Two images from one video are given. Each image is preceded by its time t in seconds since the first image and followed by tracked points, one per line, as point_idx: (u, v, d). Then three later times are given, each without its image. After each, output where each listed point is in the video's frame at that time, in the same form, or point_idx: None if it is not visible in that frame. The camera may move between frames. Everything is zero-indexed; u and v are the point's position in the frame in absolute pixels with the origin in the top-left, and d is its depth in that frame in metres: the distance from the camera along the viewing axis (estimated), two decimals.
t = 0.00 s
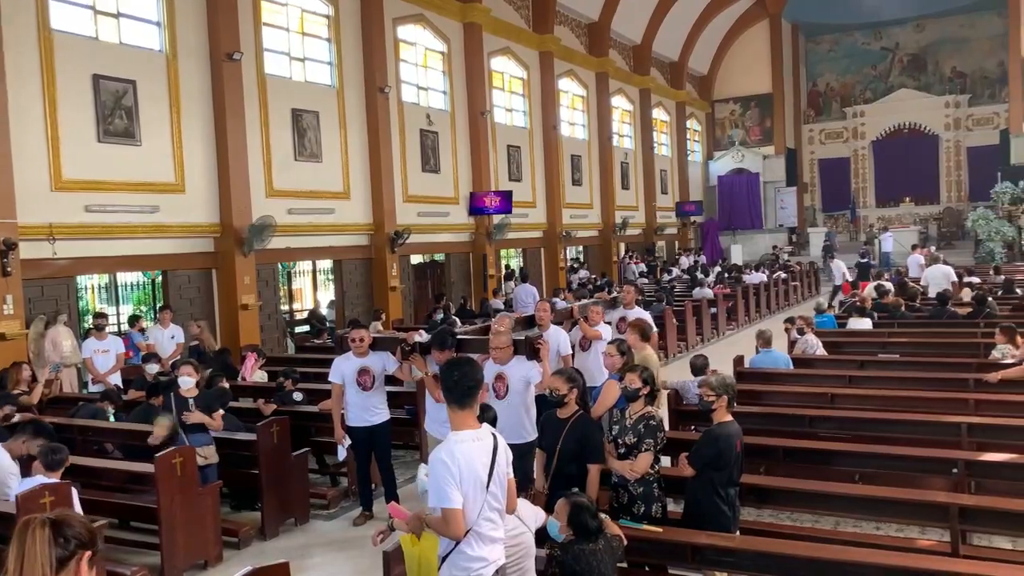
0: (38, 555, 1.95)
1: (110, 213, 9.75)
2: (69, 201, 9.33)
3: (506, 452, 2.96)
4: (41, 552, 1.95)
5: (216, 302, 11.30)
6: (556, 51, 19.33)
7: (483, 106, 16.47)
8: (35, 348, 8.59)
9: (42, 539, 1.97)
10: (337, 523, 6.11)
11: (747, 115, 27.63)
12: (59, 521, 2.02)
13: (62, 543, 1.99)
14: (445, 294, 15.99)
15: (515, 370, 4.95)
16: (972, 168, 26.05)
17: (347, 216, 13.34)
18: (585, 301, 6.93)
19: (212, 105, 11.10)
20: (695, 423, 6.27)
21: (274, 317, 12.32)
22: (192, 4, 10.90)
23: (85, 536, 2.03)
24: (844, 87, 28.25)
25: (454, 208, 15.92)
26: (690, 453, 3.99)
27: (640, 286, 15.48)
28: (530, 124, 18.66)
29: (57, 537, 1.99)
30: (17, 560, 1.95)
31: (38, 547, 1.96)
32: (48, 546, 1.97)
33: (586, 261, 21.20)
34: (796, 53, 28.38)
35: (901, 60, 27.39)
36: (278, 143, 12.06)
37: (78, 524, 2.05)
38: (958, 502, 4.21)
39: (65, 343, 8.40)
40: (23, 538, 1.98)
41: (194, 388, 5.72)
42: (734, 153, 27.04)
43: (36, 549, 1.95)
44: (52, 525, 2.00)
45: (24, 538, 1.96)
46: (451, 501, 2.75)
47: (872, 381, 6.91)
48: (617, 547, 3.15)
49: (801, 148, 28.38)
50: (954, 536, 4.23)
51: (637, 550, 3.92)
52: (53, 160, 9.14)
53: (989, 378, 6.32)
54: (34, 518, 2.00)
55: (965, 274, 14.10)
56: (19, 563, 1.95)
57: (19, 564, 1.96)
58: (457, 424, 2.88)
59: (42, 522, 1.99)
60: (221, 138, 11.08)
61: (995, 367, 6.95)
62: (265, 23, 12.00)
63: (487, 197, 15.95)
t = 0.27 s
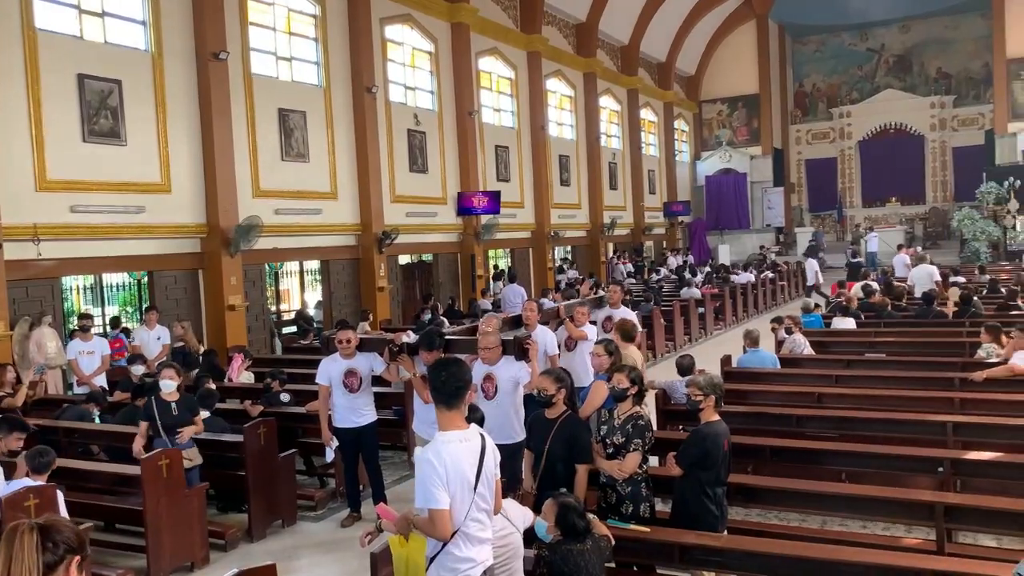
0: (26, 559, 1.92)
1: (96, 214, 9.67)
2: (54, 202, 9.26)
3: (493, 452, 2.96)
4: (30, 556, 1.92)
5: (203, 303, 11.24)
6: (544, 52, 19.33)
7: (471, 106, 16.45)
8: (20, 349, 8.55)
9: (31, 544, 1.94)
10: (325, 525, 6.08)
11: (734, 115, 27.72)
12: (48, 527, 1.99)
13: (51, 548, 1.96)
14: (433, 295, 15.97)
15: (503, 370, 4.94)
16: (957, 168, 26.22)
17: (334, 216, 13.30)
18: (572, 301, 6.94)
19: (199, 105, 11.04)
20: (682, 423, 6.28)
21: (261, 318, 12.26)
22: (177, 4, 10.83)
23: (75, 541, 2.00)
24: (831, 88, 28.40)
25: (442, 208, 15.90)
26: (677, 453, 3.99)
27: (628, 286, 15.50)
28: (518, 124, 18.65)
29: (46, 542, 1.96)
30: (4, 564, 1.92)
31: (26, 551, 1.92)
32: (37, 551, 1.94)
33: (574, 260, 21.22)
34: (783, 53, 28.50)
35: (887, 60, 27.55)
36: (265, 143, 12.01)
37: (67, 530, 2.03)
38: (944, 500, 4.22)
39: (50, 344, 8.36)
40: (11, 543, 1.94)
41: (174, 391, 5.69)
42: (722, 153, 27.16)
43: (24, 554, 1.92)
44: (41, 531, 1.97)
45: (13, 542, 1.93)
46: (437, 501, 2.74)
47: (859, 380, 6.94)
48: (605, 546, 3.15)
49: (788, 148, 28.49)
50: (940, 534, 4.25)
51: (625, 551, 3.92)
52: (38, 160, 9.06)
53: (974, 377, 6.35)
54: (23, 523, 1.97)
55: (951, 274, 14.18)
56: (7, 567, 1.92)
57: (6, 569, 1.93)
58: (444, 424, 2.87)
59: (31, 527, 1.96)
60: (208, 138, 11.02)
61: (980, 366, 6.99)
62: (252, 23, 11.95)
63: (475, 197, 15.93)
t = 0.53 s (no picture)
0: (28, 562, 1.92)
1: (88, 214, 9.64)
2: (46, 202, 9.22)
3: (489, 452, 2.96)
4: (31, 558, 1.92)
5: (196, 304, 11.21)
6: (537, 52, 19.34)
7: (464, 106, 16.44)
8: (13, 351, 8.51)
9: (33, 547, 1.93)
10: (319, 526, 6.07)
11: (727, 116, 27.79)
12: (49, 529, 1.99)
13: (52, 550, 1.96)
14: (427, 295, 15.96)
15: (498, 370, 4.95)
16: (949, 168, 26.34)
17: (328, 216, 13.28)
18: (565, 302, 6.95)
19: (192, 105, 11.02)
20: (676, 423, 6.30)
21: (255, 319, 12.24)
22: (170, 4, 10.80)
23: (75, 543, 2.00)
24: (823, 88, 28.50)
25: (436, 209, 15.89)
26: (672, 452, 4.00)
27: (621, 286, 15.52)
28: (512, 124, 18.66)
29: (47, 544, 1.96)
30: (5, 566, 1.91)
31: (29, 554, 1.92)
32: (39, 553, 1.94)
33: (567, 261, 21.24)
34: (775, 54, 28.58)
35: (879, 61, 27.65)
36: (258, 143, 11.98)
37: (67, 532, 2.02)
38: (936, 499, 4.24)
39: (42, 345, 8.28)
40: (12, 544, 1.93)
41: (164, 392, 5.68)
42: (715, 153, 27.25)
43: (26, 557, 1.91)
44: (42, 533, 1.97)
45: (14, 543, 1.92)
46: (432, 501, 2.74)
47: (852, 380, 6.97)
48: (598, 547, 3.16)
49: (781, 148, 28.58)
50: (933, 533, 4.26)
51: (620, 550, 3.93)
52: (30, 161, 9.03)
53: (966, 376, 6.38)
54: (24, 524, 1.97)
55: (943, 274, 14.24)
56: (8, 569, 1.91)
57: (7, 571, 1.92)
58: (439, 424, 2.87)
59: (33, 529, 1.95)
60: (201, 138, 10.99)
61: (973, 365, 7.02)
62: (245, 23, 11.92)
63: (469, 198, 15.93)
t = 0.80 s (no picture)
0: (25, 562, 1.91)
1: (87, 214, 9.63)
2: (44, 202, 9.21)
3: (490, 452, 2.96)
4: (29, 558, 1.92)
5: (195, 304, 11.21)
6: (537, 52, 19.36)
7: (464, 106, 16.45)
8: (12, 351, 8.50)
9: (30, 547, 1.93)
10: (319, 526, 6.07)
11: (726, 116, 27.81)
12: (46, 529, 1.98)
13: (49, 550, 1.96)
14: (426, 296, 15.97)
15: (497, 370, 4.95)
16: (948, 168, 26.38)
17: (327, 216, 13.28)
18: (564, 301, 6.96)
19: (191, 105, 11.01)
20: (676, 423, 6.30)
21: (254, 318, 12.24)
22: (170, 4, 10.80)
23: (72, 543, 2.00)
24: (822, 88, 28.52)
25: (436, 209, 15.90)
26: (672, 452, 4.00)
27: (621, 286, 15.53)
28: (511, 124, 18.67)
29: (44, 544, 1.95)
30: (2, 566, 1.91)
31: (26, 555, 1.92)
32: (35, 553, 1.93)
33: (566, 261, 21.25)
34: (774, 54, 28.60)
35: (878, 61, 27.68)
36: (257, 144, 11.98)
37: (64, 532, 2.02)
38: (936, 499, 4.24)
39: (42, 346, 8.29)
40: (8, 544, 1.93)
41: (162, 392, 5.67)
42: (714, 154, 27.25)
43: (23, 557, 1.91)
44: (39, 533, 1.96)
45: (11, 544, 1.92)
46: (433, 501, 2.74)
47: (851, 380, 6.97)
48: (598, 547, 3.16)
49: (780, 149, 28.64)
50: (932, 533, 4.26)
51: (620, 550, 3.93)
52: (29, 161, 9.03)
53: (965, 376, 6.38)
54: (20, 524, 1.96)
55: (942, 274, 14.26)
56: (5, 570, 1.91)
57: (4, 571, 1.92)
58: (440, 424, 2.87)
59: (30, 529, 1.95)
60: (200, 138, 10.98)
61: (972, 365, 7.03)
62: (244, 23, 11.92)
63: (468, 198, 15.93)
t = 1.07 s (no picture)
0: (22, 560, 1.92)
1: (89, 214, 9.64)
2: (47, 201, 9.22)
3: (492, 451, 2.96)
4: (27, 557, 1.91)
5: (197, 304, 11.22)
6: (539, 52, 19.35)
7: (466, 106, 16.45)
8: (14, 349, 8.52)
9: (27, 544, 1.93)
10: (321, 525, 6.08)
11: (728, 116, 27.79)
12: (43, 527, 1.99)
13: (47, 548, 1.95)
14: (428, 295, 15.98)
15: (499, 369, 4.95)
16: (950, 168, 26.35)
17: (329, 215, 13.27)
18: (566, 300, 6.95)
19: (193, 104, 11.02)
20: (678, 423, 6.30)
21: (256, 318, 12.25)
22: (172, 3, 10.81)
23: (72, 541, 2.00)
24: (824, 88, 28.49)
25: (438, 208, 15.90)
26: (674, 451, 4.00)
27: (623, 285, 15.53)
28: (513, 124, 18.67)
29: (42, 542, 1.96)
30: None
31: (23, 552, 1.92)
32: (33, 551, 1.93)
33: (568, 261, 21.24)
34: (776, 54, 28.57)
35: (880, 61, 27.65)
36: (259, 143, 11.98)
37: (63, 530, 2.02)
38: (938, 499, 4.24)
39: (44, 344, 8.30)
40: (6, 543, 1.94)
41: (165, 390, 5.67)
42: (716, 153, 27.21)
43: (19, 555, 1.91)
44: (36, 532, 1.97)
45: (8, 543, 1.92)
46: (435, 500, 2.73)
47: (853, 380, 6.96)
48: (600, 546, 3.16)
49: (782, 148, 28.61)
50: (935, 533, 4.26)
51: (623, 550, 3.93)
52: (32, 160, 9.03)
53: (968, 376, 6.38)
54: (19, 524, 1.97)
55: (944, 274, 14.24)
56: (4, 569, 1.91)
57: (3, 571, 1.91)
58: (443, 424, 2.87)
59: (27, 527, 1.96)
60: (202, 138, 10.99)
61: (974, 365, 7.02)
62: (246, 22, 11.92)
63: (470, 197, 15.92)
